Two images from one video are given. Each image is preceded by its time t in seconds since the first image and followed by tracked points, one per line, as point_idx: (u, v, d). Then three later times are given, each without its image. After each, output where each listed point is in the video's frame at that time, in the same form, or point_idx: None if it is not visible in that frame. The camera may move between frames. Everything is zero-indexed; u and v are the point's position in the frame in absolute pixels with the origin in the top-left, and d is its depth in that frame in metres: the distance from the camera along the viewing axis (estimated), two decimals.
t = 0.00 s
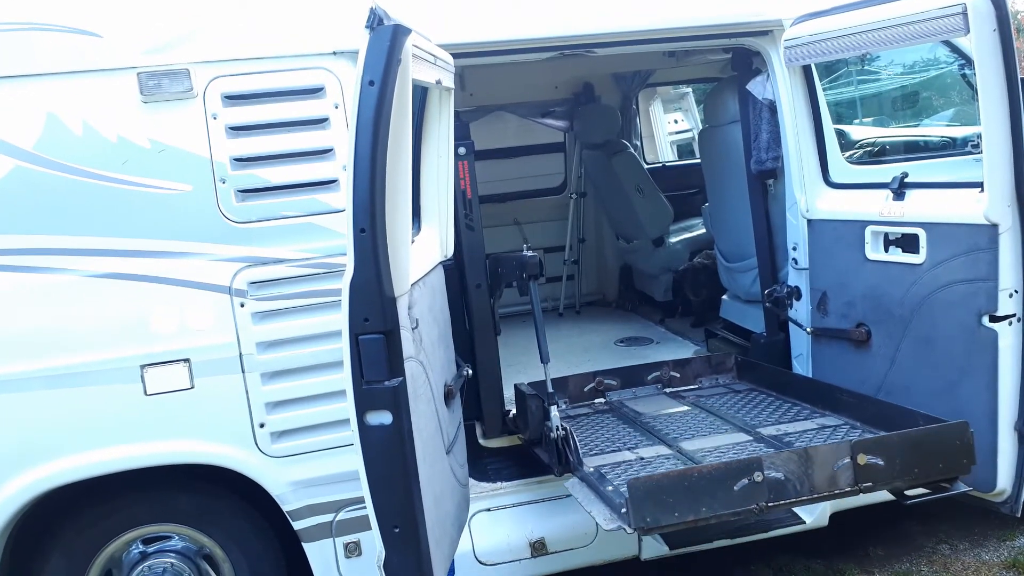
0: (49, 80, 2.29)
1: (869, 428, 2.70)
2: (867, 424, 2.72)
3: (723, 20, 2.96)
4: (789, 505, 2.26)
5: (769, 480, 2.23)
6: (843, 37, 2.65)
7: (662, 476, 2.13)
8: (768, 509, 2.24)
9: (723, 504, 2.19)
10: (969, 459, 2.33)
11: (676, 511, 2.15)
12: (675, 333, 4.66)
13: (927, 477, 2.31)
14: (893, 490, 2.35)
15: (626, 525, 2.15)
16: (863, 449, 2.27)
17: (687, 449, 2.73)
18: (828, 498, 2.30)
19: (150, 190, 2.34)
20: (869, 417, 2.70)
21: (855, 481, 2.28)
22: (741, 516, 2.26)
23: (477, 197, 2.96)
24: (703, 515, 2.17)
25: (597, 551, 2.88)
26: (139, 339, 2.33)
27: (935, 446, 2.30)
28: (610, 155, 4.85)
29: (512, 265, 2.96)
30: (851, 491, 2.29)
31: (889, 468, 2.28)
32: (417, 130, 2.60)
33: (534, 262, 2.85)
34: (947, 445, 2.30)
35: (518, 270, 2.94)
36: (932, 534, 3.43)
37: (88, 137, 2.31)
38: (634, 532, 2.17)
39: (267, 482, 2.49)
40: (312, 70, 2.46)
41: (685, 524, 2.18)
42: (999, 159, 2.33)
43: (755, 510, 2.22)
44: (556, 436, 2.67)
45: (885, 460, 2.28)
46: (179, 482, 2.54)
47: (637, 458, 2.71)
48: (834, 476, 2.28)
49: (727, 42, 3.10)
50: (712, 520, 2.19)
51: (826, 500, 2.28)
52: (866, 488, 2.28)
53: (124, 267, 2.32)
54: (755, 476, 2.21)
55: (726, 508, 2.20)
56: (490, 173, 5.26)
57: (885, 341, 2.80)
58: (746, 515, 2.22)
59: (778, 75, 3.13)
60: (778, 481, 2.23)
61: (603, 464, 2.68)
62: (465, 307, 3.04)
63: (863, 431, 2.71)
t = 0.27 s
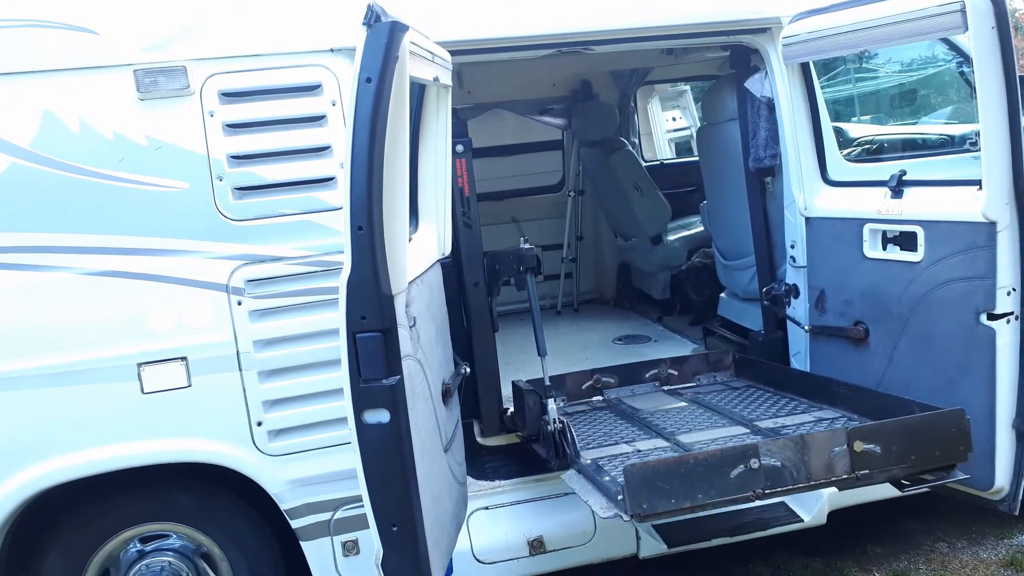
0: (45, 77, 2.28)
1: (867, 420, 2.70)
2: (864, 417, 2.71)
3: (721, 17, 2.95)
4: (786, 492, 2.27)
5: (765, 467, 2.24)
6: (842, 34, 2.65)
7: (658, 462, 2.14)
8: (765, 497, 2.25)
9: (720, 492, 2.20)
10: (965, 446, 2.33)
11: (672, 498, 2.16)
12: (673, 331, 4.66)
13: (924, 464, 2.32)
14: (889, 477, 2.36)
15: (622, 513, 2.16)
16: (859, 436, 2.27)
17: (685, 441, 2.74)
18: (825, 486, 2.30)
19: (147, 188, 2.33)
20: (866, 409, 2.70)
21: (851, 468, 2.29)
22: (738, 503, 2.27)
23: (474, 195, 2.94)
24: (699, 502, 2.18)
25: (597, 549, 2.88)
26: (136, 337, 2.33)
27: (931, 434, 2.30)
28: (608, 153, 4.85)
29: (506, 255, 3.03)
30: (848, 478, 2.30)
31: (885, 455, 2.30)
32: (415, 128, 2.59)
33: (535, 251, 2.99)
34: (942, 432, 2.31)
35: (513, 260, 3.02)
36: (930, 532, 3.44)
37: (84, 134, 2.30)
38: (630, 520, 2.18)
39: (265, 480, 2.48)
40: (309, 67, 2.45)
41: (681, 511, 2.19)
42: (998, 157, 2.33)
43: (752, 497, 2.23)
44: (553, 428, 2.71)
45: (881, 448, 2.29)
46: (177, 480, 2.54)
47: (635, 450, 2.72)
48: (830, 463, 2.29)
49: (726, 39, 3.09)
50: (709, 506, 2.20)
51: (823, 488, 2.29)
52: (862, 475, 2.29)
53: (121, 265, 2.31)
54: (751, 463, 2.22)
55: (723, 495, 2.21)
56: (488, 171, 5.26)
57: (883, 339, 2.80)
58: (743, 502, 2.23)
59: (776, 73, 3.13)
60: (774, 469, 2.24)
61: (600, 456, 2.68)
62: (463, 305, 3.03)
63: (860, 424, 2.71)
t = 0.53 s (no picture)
0: (50, 75, 2.28)
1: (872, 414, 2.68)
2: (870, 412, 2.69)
3: (725, 17, 2.94)
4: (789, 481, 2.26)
5: (766, 455, 2.24)
6: (848, 34, 2.64)
7: (661, 450, 2.14)
8: (767, 485, 2.25)
9: (722, 480, 2.20)
10: (967, 436, 2.34)
11: (674, 487, 2.15)
12: (677, 331, 4.66)
13: (925, 453, 2.33)
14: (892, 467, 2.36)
15: (624, 501, 2.15)
16: (861, 425, 2.28)
17: (687, 435, 2.72)
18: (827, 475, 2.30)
19: (151, 186, 2.33)
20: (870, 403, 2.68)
21: (853, 457, 2.29)
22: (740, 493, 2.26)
23: (478, 194, 2.95)
24: (701, 490, 2.16)
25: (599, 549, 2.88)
26: (140, 335, 2.33)
27: (933, 423, 2.31)
28: (611, 153, 4.86)
29: (511, 250, 2.96)
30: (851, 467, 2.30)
31: (888, 443, 2.30)
32: (419, 127, 2.59)
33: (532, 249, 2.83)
34: (944, 421, 2.32)
35: (517, 258, 2.94)
36: (933, 533, 3.43)
37: (89, 133, 2.30)
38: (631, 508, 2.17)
39: (268, 479, 2.49)
40: (314, 66, 2.45)
41: (683, 500, 2.18)
42: (1003, 157, 2.32)
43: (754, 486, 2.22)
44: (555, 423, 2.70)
45: (883, 437, 2.29)
46: (180, 479, 2.54)
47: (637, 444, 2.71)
48: (832, 452, 2.29)
49: (730, 39, 3.08)
50: (711, 495, 2.19)
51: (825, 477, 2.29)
52: (865, 464, 2.29)
53: (125, 263, 2.32)
54: (753, 452, 2.21)
55: (725, 484, 2.20)
56: (491, 171, 5.26)
57: (887, 339, 2.79)
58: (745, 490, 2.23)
59: (781, 73, 3.13)
60: (776, 457, 2.24)
61: (602, 450, 2.68)
62: (467, 304, 3.03)
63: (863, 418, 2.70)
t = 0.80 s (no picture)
0: (49, 77, 2.28)
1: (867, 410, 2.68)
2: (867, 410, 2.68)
3: (725, 20, 2.95)
4: (787, 473, 2.28)
5: (764, 447, 2.26)
6: (848, 37, 2.64)
7: (657, 441, 2.14)
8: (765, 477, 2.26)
9: (721, 472, 2.21)
10: (966, 427, 2.33)
11: (671, 478, 2.16)
12: (676, 334, 4.66)
13: (924, 443, 2.32)
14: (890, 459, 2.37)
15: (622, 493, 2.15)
16: (858, 417, 2.29)
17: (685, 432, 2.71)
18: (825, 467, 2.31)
19: (151, 189, 2.33)
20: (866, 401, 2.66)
21: (851, 449, 2.31)
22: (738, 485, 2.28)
23: (478, 196, 2.95)
24: (699, 481, 2.18)
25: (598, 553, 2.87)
26: (139, 338, 2.33)
27: (932, 415, 2.31)
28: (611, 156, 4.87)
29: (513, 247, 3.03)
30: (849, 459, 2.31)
31: (886, 435, 2.31)
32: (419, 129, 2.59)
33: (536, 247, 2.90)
34: (942, 412, 2.32)
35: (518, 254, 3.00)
36: (933, 537, 3.43)
37: (89, 135, 2.30)
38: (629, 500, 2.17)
39: (266, 481, 2.48)
40: (314, 68, 2.45)
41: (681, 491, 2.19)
42: (1003, 161, 2.32)
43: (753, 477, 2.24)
44: (554, 421, 2.71)
45: (881, 430, 2.30)
46: (179, 481, 2.54)
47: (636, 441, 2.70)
48: (830, 444, 2.30)
49: (730, 42, 3.09)
50: (709, 486, 2.20)
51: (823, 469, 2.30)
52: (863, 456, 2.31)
53: (125, 265, 2.32)
54: (750, 444, 2.23)
55: (724, 475, 2.21)
56: (490, 174, 5.26)
57: (887, 343, 2.79)
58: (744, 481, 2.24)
59: (781, 76, 3.13)
60: (774, 449, 2.26)
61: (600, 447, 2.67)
62: (466, 307, 3.03)
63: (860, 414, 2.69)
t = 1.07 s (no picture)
0: (50, 84, 2.29)
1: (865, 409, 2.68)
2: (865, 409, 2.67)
3: (724, 27, 2.96)
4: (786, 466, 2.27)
5: (761, 440, 2.25)
6: (847, 44, 2.64)
7: (655, 435, 2.16)
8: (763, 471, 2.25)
9: (718, 465, 2.21)
10: (963, 421, 2.35)
11: (669, 471, 2.18)
12: (675, 339, 4.65)
13: (921, 437, 2.34)
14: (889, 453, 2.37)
15: (619, 487, 2.18)
16: (855, 410, 2.30)
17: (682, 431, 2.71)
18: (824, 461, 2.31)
19: (151, 195, 2.33)
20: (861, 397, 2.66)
21: (849, 443, 2.31)
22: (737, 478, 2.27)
23: (478, 203, 2.94)
24: (697, 474, 2.18)
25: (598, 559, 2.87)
26: (138, 344, 2.33)
27: (928, 408, 2.33)
28: (610, 162, 4.88)
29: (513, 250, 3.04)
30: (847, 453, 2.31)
31: (883, 429, 2.32)
32: (418, 135, 2.60)
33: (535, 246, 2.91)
34: (939, 407, 2.33)
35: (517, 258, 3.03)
36: (933, 543, 3.42)
37: (89, 141, 2.30)
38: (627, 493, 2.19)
39: (265, 487, 2.48)
40: (314, 75, 2.46)
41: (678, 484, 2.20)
42: (1002, 167, 2.32)
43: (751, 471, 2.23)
44: (552, 421, 2.73)
45: (879, 423, 2.32)
46: (178, 487, 2.53)
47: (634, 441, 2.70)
48: (828, 438, 2.30)
49: (729, 49, 3.10)
50: (706, 480, 2.20)
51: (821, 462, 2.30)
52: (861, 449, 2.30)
53: (125, 271, 2.32)
54: (747, 437, 2.23)
55: (722, 469, 2.21)
56: (490, 180, 5.27)
57: (886, 349, 2.79)
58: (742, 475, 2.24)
59: (780, 83, 3.15)
60: (771, 442, 2.26)
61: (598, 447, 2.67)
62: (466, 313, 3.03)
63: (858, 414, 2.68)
